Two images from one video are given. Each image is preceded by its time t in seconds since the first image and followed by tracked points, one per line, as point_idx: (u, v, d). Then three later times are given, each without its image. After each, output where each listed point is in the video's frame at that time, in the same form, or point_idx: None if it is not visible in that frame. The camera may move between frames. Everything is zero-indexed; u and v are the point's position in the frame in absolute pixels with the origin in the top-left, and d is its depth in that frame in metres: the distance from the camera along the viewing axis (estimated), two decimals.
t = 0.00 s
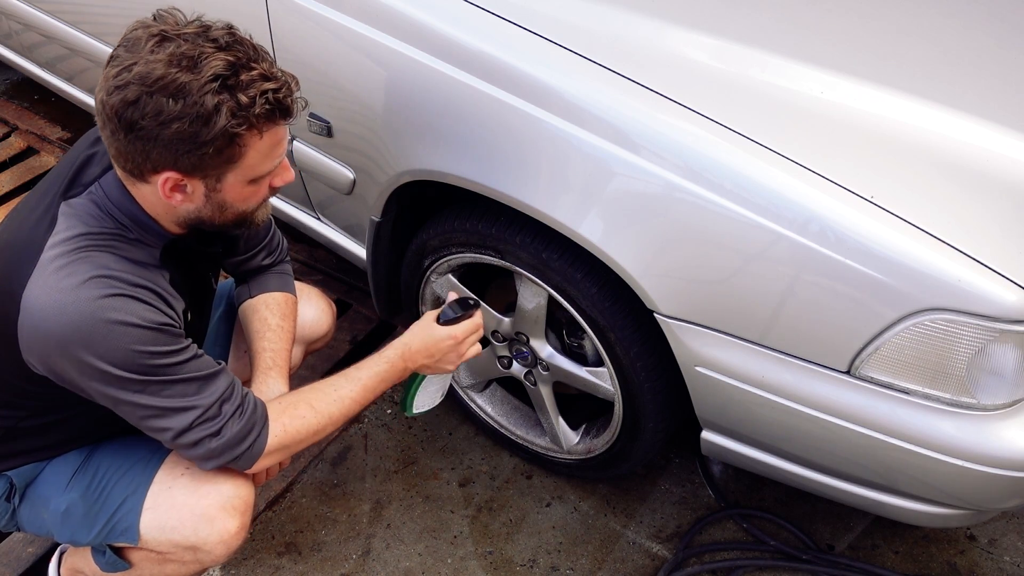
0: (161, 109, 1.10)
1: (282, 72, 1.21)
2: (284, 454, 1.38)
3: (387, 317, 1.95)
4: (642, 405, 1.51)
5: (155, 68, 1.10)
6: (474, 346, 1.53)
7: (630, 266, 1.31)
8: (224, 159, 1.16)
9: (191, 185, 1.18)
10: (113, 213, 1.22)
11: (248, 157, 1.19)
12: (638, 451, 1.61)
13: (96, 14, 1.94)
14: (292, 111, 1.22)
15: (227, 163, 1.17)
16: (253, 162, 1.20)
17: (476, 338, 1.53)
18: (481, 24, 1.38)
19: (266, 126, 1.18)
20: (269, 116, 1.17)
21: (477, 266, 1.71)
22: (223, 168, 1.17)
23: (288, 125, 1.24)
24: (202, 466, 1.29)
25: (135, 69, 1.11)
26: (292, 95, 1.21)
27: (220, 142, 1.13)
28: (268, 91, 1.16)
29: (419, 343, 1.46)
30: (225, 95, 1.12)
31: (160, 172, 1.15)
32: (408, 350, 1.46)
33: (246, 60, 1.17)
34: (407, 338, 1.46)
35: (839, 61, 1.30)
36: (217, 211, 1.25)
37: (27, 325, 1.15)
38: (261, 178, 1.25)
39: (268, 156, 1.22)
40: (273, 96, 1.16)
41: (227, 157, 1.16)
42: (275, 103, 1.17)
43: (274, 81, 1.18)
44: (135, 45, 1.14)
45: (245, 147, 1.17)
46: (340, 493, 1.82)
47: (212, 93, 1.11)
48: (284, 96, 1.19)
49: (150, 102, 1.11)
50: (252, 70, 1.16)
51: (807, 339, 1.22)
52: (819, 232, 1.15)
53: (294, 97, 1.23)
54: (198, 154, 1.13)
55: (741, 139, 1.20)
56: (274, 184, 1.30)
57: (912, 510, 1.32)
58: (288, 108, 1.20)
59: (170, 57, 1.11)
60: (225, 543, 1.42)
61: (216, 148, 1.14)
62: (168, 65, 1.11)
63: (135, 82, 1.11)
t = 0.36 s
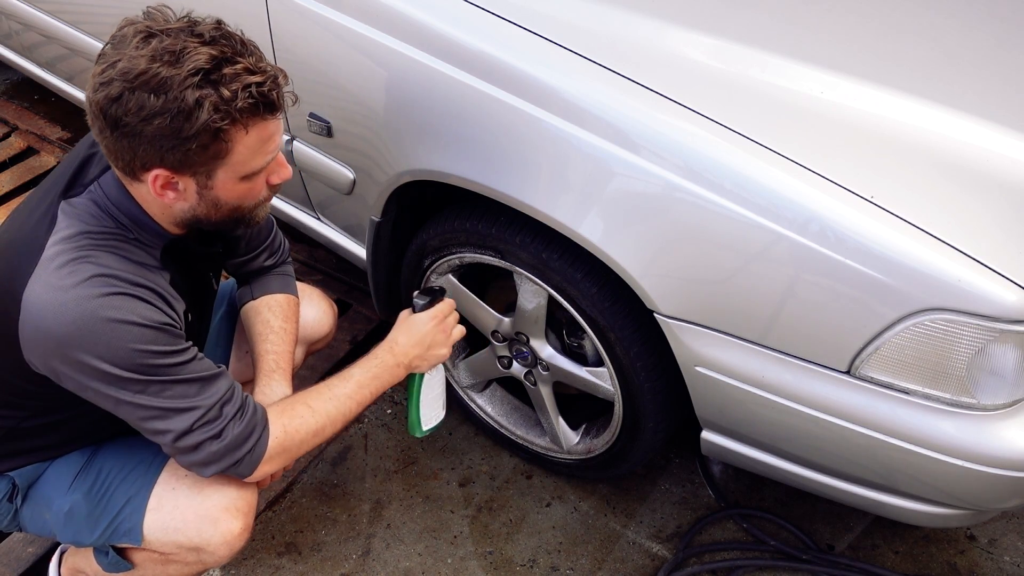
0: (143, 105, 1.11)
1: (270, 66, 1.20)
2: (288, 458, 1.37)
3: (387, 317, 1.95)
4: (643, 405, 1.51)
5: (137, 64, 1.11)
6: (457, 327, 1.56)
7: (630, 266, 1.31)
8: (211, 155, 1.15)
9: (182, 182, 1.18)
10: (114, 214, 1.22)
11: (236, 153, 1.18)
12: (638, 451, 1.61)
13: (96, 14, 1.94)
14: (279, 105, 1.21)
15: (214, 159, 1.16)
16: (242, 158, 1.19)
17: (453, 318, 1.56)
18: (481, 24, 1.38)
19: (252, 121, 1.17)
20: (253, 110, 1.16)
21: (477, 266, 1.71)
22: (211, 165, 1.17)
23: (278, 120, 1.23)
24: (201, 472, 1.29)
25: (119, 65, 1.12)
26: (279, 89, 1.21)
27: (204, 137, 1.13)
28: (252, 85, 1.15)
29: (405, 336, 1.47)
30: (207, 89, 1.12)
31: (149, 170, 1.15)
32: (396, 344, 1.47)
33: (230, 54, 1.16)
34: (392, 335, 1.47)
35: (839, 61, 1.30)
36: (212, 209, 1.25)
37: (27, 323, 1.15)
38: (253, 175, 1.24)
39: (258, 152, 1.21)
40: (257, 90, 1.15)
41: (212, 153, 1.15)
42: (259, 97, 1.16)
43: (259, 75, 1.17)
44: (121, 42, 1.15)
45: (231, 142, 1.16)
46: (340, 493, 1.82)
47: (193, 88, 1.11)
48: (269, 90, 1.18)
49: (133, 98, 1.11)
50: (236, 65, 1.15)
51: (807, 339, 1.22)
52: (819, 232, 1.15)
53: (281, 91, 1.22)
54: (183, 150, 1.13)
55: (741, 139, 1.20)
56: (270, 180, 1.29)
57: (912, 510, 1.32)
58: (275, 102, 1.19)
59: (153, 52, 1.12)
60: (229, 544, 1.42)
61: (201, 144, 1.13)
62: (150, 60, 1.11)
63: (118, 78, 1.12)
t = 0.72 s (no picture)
0: (142, 105, 1.11)
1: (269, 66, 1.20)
2: (293, 451, 1.38)
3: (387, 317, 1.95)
4: (643, 405, 1.51)
5: (136, 63, 1.11)
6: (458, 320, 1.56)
7: (630, 266, 1.31)
8: (209, 155, 1.15)
9: (181, 182, 1.18)
10: (113, 214, 1.22)
11: (235, 153, 1.18)
12: (638, 451, 1.61)
13: (96, 14, 1.93)
14: (278, 105, 1.20)
15: (212, 159, 1.16)
16: (240, 158, 1.19)
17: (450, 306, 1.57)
18: (480, 24, 1.38)
19: (250, 121, 1.17)
20: (251, 110, 1.16)
21: (477, 266, 1.71)
22: (209, 165, 1.17)
23: (277, 120, 1.23)
24: (206, 471, 1.28)
25: (118, 65, 1.12)
26: (278, 89, 1.20)
27: (203, 137, 1.13)
28: (250, 85, 1.15)
29: (400, 325, 1.49)
30: (205, 89, 1.11)
31: (148, 169, 1.15)
32: (393, 333, 1.48)
33: (229, 54, 1.16)
34: (388, 324, 1.49)
35: (838, 61, 1.30)
36: (210, 209, 1.25)
37: (27, 322, 1.15)
38: (252, 175, 1.24)
39: (256, 152, 1.21)
40: (255, 90, 1.15)
41: (211, 152, 1.15)
42: (257, 97, 1.16)
43: (258, 75, 1.17)
44: (120, 42, 1.15)
45: (230, 142, 1.16)
46: (340, 493, 1.82)
47: (191, 88, 1.11)
48: (268, 90, 1.18)
49: (132, 98, 1.11)
50: (235, 65, 1.15)
51: (807, 339, 1.22)
52: (819, 232, 1.15)
53: (280, 91, 1.22)
54: (181, 150, 1.13)
55: (740, 139, 1.20)
56: (268, 181, 1.29)
57: (911, 510, 1.32)
58: (274, 102, 1.19)
59: (152, 52, 1.12)
60: (229, 543, 1.42)
61: (200, 144, 1.13)
62: (149, 60, 1.11)
63: (117, 78, 1.11)
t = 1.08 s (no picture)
0: (162, 109, 1.11)
1: (283, 72, 1.21)
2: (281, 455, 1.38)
3: (387, 317, 1.95)
4: (643, 405, 1.51)
5: (157, 68, 1.11)
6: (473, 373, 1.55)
7: (630, 266, 1.31)
8: (226, 159, 1.16)
9: (192, 185, 1.18)
10: (115, 216, 1.22)
11: (250, 156, 1.19)
12: (638, 451, 1.61)
13: (96, 14, 1.93)
14: (293, 110, 1.22)
15: (228, 163, 1.17)
16: (254, 162, 1.20)
17: (472, 364, 1.55)
18: (481, 24, 1.38)
19: (268, 126, 1.18)
20: (271, 115, 1.17)
21: (477, 266, 1.71)
22: (224, 169, 1.18)
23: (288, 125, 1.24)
24: (198, 464, 1.30)
25: (137, 69, 1.11)
26: (294, 96, 1.21)
27: (222, 142, 1.14)
28: (270, 91, 1.16)
29: (417, 358, 1.49)
30: (227, 95, 1.13)
31: (162, 172, 1.15)
32: (407, 362, 1.48)
33: (247, 60, 1.17)
34: (406, 352, 1.49)
35: (838, 61, 1.30)
36: (217, 212, 1.25)
37: (26, 323, 1.15)
38: (261, 178, 1.25)
39: (268, 157, 1.22)
40: (274, 95, 1.17)
41: (228, 156, 1.16)
42: (277, 103, 1.17)
43: (275, 81, 1.18)
44: (136, 45, 1.14)
45: (247, 146, 1.17)
46: (340, 493, 1.82)
47: (213, 93, 1.12)
48: (286, 95, 1.19)
49: (152, 102, 1.11)
50: (254, 70, 1.16)
51: (807, 339, 1.22)
52: (820, 232, 1.15)
53: (295, 97, 1.23)
54: (200, 154, 1.13)
55: (741, 139, 1.20)
56: (274, 184, 1.29)
57: (911, 510, 1.32)
58: (290, 108, 1.21)
59: (172, 57, 1.12)
60: (225, 545, 1.41)
61: (218, 148, 1.14)
62: (170, 65, 1.11)
63: (136, 82, 1.11)
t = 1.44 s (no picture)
0: (169, 108, 1.11)
1: (289, 73, 1.21)
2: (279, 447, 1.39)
3: (387, 317, 1.95)
4: (642, 405, 1.51)
5: (164, 67, 1.11)
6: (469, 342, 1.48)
7: (629, 266, 1.31)
8: (231, 159, 1.16)
9: (196, 185, 1.18)
10: (118, 216, 1.22)
11: (255, 157, 1.19)
12: (638, 451, 1.61)
13: (96, 14, 1.93)
14: (298, 112, 1.22)
15: (233, 162, 1.17)
16: (258, 162, 1.20)
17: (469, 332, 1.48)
18: (481, 24, 1.38)
19: (274, 127, 1.18)
20: (277, 116, 1.17)
21: (477, 266, 1.71)
22: (229, 168, 1.18)
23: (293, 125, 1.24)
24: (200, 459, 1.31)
25: (144, 68, 1.11)
26: (299, 97, 1.22)
27: (228, 142, 1.14)
28: (276, 92, 1.16)
29: (410, 337, 1.45)
30: (233, 95, 1.13)
31: (166, 171, 1.15)
32: (400, 342, 1.46)
33: (254, 61, 1.17)
34: (399, 333, 1.47)
35: (838, 60, 1.30)
36: (221, 212, 1.25)
37: (29, 323, 1.15)
38: (265, 179, 1.25)
39: (273, 157, 1.22)
40: (281, 96, 1.17)
41: (233, 157, 1.16)
42: (283, 104, 1.18)
43: (281, 83, 1.18)
44: (143, 44, 1.15)
45: (252, 147, 1.17)
46: (340, 493, 1.82)
47: (220, 93, 1.12)
48: (291, 97, 1.19)
49: (158, 101, 1.11)
50: (260, 71, 1.16)
51: (807, 339, 1.22)
52: (819, 232, 1.15)
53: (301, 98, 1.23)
54: (205, 154, 1.13)
55: (741, 139, 1.20)
56: (277, 185, 1.29)
57: (911, 510, 1.32)
58: (294, 109, 1.21)
59: (179, 57, 1.12)
60: (222, 546, 1.41)
61: (224, 148, 1.14)
62: (177, 64, 1.11)
63: (143, 80, 1.11)
